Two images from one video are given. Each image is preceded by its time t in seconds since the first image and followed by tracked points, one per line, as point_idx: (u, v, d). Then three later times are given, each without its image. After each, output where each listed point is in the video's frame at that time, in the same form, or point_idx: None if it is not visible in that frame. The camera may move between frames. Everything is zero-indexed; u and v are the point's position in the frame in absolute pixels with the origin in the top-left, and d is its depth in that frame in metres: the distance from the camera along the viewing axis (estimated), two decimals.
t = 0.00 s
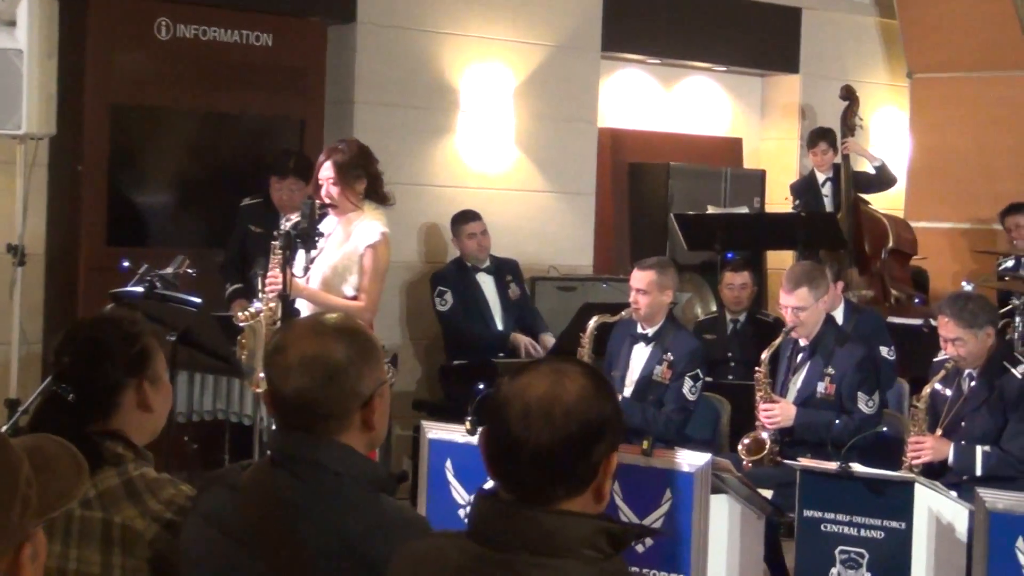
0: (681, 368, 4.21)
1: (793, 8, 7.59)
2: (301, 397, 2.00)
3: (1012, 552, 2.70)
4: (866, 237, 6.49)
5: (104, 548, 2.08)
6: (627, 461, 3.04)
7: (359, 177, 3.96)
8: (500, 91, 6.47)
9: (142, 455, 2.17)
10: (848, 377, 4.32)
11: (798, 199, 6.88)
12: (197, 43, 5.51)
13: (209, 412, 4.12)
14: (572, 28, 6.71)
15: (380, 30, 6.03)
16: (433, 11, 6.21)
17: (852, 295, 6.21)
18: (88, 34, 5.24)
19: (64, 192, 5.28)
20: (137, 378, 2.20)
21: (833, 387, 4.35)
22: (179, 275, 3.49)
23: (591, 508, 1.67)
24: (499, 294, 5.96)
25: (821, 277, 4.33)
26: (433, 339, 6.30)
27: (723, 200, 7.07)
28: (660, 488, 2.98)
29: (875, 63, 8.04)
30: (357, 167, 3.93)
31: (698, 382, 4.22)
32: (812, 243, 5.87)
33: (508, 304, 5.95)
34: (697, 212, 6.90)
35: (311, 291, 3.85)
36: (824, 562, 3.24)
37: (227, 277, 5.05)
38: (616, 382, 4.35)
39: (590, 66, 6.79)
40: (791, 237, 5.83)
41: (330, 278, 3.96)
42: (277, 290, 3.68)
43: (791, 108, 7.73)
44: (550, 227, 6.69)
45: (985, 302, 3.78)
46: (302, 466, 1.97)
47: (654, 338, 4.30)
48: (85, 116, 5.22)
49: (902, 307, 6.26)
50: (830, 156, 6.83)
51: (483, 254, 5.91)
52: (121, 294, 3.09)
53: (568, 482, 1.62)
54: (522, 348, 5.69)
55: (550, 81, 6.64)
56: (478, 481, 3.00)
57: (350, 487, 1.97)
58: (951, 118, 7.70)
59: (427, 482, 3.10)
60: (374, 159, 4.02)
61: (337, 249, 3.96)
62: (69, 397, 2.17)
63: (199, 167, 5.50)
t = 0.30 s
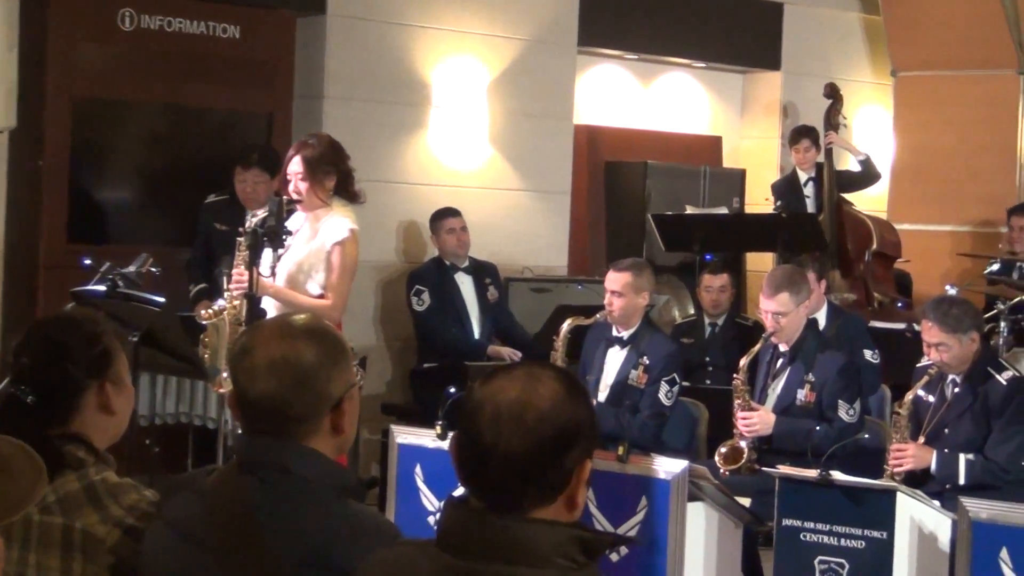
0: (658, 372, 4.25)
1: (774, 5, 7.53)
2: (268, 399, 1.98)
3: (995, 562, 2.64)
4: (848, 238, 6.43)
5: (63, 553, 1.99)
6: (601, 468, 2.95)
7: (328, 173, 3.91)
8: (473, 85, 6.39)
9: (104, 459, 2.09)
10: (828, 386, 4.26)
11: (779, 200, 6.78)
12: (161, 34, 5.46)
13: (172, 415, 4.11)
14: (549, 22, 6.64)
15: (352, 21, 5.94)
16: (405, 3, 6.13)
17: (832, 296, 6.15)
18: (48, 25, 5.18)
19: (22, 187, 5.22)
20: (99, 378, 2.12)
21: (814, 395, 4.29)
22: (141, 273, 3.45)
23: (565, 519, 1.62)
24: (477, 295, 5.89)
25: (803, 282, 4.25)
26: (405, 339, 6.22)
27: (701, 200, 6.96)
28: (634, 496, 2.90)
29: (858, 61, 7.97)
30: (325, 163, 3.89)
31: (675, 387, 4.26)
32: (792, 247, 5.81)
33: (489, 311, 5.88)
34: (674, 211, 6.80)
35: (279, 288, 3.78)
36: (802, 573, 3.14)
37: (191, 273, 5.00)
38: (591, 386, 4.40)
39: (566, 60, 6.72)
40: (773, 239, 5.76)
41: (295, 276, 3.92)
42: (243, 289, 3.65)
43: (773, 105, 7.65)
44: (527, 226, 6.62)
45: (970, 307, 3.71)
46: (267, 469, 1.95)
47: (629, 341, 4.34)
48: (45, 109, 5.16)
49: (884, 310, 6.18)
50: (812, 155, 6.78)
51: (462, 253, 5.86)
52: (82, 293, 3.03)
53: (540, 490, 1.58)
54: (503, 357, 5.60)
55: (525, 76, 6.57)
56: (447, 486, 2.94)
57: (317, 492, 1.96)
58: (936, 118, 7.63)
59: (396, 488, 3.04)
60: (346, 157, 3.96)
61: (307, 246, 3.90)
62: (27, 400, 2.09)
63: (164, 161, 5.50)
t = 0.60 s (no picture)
0: (649, 374, 4.21)
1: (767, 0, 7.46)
2: (250, 400, 1.97)
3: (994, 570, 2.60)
4: (845, 237, 6.34)
5: (38, 558, 1.98)
6: (596, 474, 2.86)
7: (308, 168, 3.95)
8: (460, 79, 6.31)
9: (82, 463, 2.08)
10: (824, 389, 4.17)
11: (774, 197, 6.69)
12: (140, 25, 5.37)
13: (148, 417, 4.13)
14: (539, 15, 6.56)
15: (337, 11, 5.90)
16: None
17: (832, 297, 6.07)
18: (23, 16, 5.11)
19: None
20: (76, 379, 2.12)
21: (809, 398, 4.22)
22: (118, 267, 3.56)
23: (556, 526, 1.68)
24: (473, 297, 5.81)
25: (796, 283, 4.19)
26: (393, 338, 6.15)
27: (693, 197, 6.89)
28: (626, 501, 2.82)
29: (854, 59, 7.92)
30: (304, 157, 3.92)
31: (667, 391, 4.22)
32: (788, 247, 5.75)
33: (483, 313, 5.79)
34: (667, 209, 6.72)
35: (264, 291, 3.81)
36: None
37: (168, 273, 4.95)
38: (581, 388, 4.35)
39: (558, 53, 6.64)
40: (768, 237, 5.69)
41: (276, 276, 3.91)
42: (225, 288, 3.57)
43: (768, 101, 7.60)
44: (518, 224, 6.54)
45: (970, 308, 3.63)
46: (248, 473, 1.94)
47: (620, 342, 4.31)
48: (19, 102, 5.10)
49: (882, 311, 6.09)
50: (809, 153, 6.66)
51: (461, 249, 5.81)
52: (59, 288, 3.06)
53: (532, 496, 1.65)
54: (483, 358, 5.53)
55: (514, 68, 6.48)
56: (432, 492, 2.85)
57: (297, 496, 1.95)
58: (933, 115, 7.54)
59: (380, 491, 2.95)
60: (325, 149, 4.00)
61: (286, 244, 3.92)
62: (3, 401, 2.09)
63: (137, 155, 5.40)
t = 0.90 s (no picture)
0: (646, 377, 4.14)
1: None
2: (237, 404, 1.92)
3: None
4: (850, 236, 6.29)
5: (18, 565, 1.92)
6: (590, 479, 2.79)
7: (296, 166, 3.88)
8: (452, 72, 6.21)
9: (64, 468, 2.01)
10: (826, 391, 4.11)
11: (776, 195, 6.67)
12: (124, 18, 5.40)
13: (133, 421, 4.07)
14: (534, 6, 6.46)
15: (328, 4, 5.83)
16: None
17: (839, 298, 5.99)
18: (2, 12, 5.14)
19: None
20: (57, 382, 2.03)
21: (810, 400, 4.14)
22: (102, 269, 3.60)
23: (552, 532, 1.63)
24: (473, 300, 5.74)
25: (796, 283, 4.11)
26: (388, 340, 6.08)
27: (692, 196, 6.80)
28: (623, 507, 2.74)
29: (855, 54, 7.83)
30: (290, 155, 3.85)
31: (665, 394, 4.15)
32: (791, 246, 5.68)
33: (481, 316, 5.71)
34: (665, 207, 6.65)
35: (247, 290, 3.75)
36: None
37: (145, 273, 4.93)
38: (577, 391, 4.27)
39: (554, 46, 6.54)
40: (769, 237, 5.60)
41: (263, 278, 3.87)
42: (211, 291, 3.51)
43: (770, 96, 7.51)
44: (515, 222, 6.44)
45: (978, 307, 3.55)
46: (234, 479, 1.90)
47: (617, 344, 4.23)
48: None
49: (886, 311, 5.99)
50: (812, 148, 6.65)
51: (464, 247, 5.73)
52: (40, 289, 3.03)
53: (527, 503, 1.59)
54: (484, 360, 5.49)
55: (506, 59, 6.37)
56: (423, 499, 2.79)
57: (280, 499, 1.90)
58: (936, 111, 7.45)
59: (369, 498, 2.88)
60: (313, 147, 3.95)
61: (277, 242, 3.87)
62: None
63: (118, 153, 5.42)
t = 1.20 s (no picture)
0: (644, 379, 4.06)
1: None
2: (223, 410, 1.87)
3: None
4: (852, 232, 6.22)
5: None
6: (587, 483, 2.70)
7: (285, 167, 3.83)
8: (444, 67, 6.14)
9: (47, 475, 1.95)
10: (830, 392, 4.02)
11: (776, 189, 6.54)
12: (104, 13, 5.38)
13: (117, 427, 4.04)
14: None
15: None
16: None
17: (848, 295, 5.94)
18: None
19: None
20: (40, 387, 1.98)
21: (813, 402, 4.06)
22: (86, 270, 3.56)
23: (547, 538, 1.62)
24: (470, 296, 5.67)
25: (797, 280, 4.09)
26: (384, 343, 6.03)
27: (692, 191, 6.76)
28: (622, 511, 2.66)
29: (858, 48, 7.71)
30: (279, 152, 3.79)
31: (665, 396, 4.07)
32: (791, 242, 5.62)
33: (480, 313, 5.65)
34: (663, 204, 6.60)
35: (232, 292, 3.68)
36: None
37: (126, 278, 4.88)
38: (575, 395, 4.21)
39: (546, 41, 6.44)
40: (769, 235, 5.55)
41: (252, 281, 3.81)
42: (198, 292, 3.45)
43: (770, 90, 7.43)
44: (512, 221, 6.37)
45: (984, 306, 3.50)
46: (222, 488, 1.83)
47: (615, 344, 4.16)
48: None
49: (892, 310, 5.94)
50: (812, 142, 6.56)
51: (461, 245, 5.65)
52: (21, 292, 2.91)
53: (522, 508, 1.58)
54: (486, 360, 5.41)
55: (498, 52, 6.29)
56: (417, 505, 2.72)
57: (272, 507, 1.84)
58: (936, 106, 7.40)
59: (362, 504, 2.80)
60: (302, 144, 3.89)
61: (264, 241, 3.80)
62: None
63: (101, 153, 5.38)
